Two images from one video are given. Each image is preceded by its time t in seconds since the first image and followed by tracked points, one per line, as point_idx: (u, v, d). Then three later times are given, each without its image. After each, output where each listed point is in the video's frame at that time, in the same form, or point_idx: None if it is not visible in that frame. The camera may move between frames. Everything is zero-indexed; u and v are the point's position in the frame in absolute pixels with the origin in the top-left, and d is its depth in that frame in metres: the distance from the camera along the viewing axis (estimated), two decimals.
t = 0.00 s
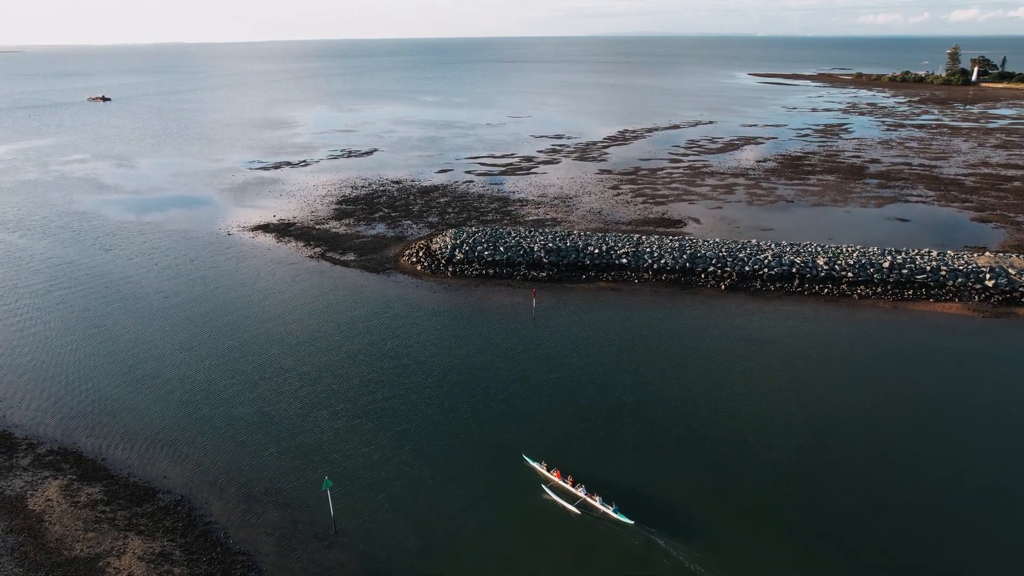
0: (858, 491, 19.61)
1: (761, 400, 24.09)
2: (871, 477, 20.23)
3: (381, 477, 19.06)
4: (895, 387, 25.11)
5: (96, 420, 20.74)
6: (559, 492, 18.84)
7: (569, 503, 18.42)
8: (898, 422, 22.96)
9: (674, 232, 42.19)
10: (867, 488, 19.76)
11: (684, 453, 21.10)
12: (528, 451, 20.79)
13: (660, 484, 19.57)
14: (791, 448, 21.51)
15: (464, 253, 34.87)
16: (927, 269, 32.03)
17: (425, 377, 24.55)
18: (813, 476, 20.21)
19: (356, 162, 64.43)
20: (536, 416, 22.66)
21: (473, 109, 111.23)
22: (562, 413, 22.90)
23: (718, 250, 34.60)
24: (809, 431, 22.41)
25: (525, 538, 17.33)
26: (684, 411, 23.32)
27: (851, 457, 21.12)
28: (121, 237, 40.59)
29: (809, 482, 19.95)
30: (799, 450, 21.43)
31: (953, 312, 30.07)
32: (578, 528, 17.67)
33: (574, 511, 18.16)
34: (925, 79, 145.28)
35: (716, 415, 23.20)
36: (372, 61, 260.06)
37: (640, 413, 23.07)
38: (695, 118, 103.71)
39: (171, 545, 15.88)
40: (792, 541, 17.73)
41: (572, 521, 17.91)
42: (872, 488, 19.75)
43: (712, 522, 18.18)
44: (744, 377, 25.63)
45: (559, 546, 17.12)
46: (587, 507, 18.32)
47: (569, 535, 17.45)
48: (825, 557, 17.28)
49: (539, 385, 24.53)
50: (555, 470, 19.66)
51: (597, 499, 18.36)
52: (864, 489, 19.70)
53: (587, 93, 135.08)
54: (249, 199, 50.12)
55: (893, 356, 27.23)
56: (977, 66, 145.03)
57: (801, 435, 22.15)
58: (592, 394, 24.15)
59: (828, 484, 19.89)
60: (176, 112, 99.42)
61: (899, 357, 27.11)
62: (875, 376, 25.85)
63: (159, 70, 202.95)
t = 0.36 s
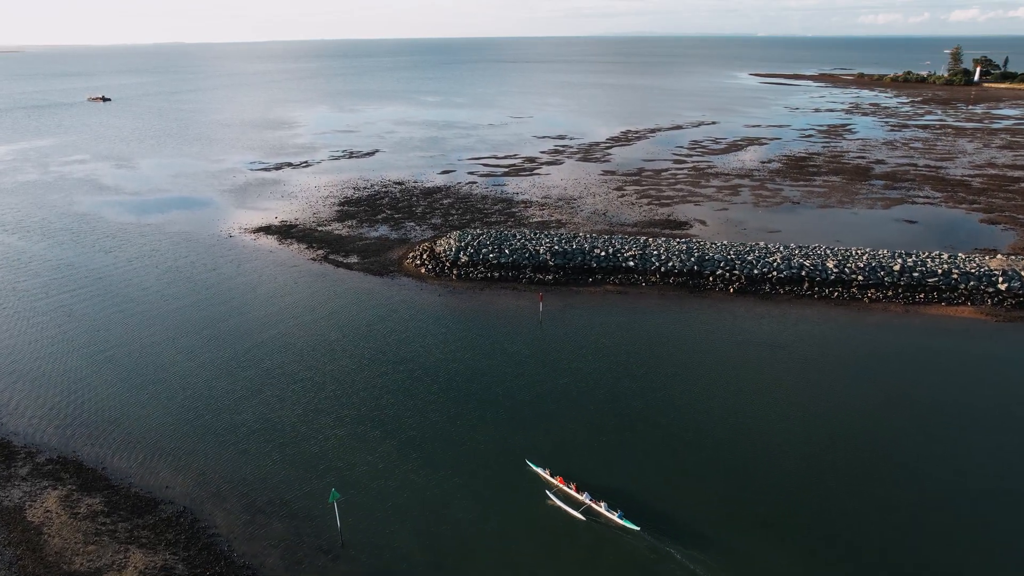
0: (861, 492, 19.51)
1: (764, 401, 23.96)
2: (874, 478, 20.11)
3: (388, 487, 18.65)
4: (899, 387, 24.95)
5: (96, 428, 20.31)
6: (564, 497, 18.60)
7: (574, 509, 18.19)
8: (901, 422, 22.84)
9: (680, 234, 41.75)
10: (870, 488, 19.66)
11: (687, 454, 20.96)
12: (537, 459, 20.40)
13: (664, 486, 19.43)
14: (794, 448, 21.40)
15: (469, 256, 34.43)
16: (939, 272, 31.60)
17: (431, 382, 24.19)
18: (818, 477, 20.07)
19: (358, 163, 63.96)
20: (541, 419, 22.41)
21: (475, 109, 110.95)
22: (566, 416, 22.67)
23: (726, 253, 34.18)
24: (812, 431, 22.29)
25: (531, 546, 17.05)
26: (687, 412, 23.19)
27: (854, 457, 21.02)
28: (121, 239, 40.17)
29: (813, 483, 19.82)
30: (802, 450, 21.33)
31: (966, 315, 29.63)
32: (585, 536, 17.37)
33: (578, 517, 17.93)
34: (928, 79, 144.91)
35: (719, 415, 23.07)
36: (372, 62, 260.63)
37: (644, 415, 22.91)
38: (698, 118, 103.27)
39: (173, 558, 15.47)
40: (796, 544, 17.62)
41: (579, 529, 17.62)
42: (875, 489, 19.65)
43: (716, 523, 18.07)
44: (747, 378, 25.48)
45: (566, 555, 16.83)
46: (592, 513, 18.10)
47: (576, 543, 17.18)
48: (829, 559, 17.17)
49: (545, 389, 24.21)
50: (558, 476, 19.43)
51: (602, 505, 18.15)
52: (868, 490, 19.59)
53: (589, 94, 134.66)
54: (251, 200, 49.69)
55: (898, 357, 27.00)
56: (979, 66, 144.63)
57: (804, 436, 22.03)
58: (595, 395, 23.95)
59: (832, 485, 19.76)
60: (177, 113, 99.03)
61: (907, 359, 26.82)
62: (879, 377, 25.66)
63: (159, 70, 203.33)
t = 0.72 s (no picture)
0: (863, 493, 19.37)
1: (764, 402, 23.83)
2: (874, 478, 20.01)
3: (393, 496, 18.28)
4: (903, 389, 24.77)
5: (96, 436, 19.91)
6: (568, 503, 18.29)
7: (578, 514, 17.87)
8: (901, 423, 22.71)
9: (686, 236, 41.33)
10: (872, 489, 19.52)
11: (687, 455, 20.84)
12: (546, 467, 20.00)
13: (665, 487, 19.30)
14: (795, 449, 21.24)
15: (473, 259, 34.04)
16: (950, 275, 31.18)
17: (437, 387, 23.86)
18: (819, 478, 19.95)
19: (360, 165, 63.51)
20: (544, 423, 22.15)
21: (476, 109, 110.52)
22: (569, 419, 22.43)
23: (734, 255, 33.77)
24: (812, 432, 22.15)
25: (536, 553, 16.74)
26: (687, 414, 23.04)
27: (855, 457, 20.91)
28: (121, 241, 39.74)
29: (815, 483, 19.69)
30: (803, 451, 21.20)
31: (979, 319, 29.20)
32: (590, 542, 17.06)
33: (583, 522, 17.62)
34: (930, 79, 144.53)
35: (718, 416, 22.96)
36: (372, 62, 260.23)
37: (645, 416, 22.76)
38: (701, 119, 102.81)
39: (175, 573, 15.07)
40: (798, 544, 17.49)
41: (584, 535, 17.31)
42: (877, 489, 19.52)
43: (717, 525, 17.94)
44: (748, 379, 25.33)
45: (571, 562, 16.54)
46: (596, 518, 17.79)
47: (581, 550, 16.86)
48: (830, 559, 17.06)
49: (549, 393, 23.94)
50: (562, 481, 19.13)
51: (606, 510, 17.86)
52: (870, 491, 19.44)
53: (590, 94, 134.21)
54: (252, 201, 49.29)
55: (902, 359, 26.77)
56: (982, 67, 144.27)
57: (804, 436, 21.92)
58: (597, 397, 23.78)
59: (834, 486, 19.63)
60: (177, 113, 98.60)
61: (915, 362, 26.50)
62: (881, 379, 25.50)
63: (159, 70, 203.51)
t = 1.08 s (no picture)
0: (866, 493, 19.16)
1: (768, 403, 23.64)
2: (875, 477, 19.87)
3: (400, 505, 17.92)
4: (908, 391, 24.51)
5: (97, 444, 19.50)
6: (571, 509, 17.99)
7: (581, 520, 17.60)
8: (905, 424, 22.49)
9: (693, 238, 40.91)
10: (874, 488, 19.36)
11: (690, 456, 20.64)
12: (555, 475, 19.60)
13: (668, 489, 19.11)
14: (799, 450, 21.04)
15: (478, 261, 33.63)
16: (962, 278, 30.77)
17: (442, 391, 23.53)
18: (823, 479, 19.73)
19: (362, 166, 63.07)
20: (548, 426, 21.89)
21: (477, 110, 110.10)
22: (572, 422, 22.20)
23: (742, 258, 33.37)
24: (816, 433, 21.94)
25: (541, 560, 16.46)
26: (691, 415, 22.83)
27: (856, 457, 20.77)
28: (122, 243, 39.34)
29: (819, 484, 19.49)
30: (807, 451, 21.00)
31: (992, 323, 28.77)
32: (596, 550, 16.81)
33: (588, 529, 17.36)
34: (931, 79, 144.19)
35: (718, 415, 22.84)
36: (371, 63, 261.48)
37: (648, 418, 22.54)
38: (703, 119, 102.42)
39: None
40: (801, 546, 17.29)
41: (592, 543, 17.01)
42: (878, 488, 19.37)
43: (719, 526, 17.74)
44: (752, 381, 25.10)
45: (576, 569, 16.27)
46: (601, 525, 17.52)
47: (586, 558, 16.58)
48: (833, 561, 16.86)
49: (554, 396, 23.66)
50: (565, 486, 18.84)
51: (610, 516, 17.58)
52: (874, 492, 19.23)
53: (591, 94, 133.75)
54: (253, 202, 48.91)
55: (910, 362, 26.46)
56: (983, 67, 143.89)
57: (807, 437, 21.70)
58: (601, 400, 23.53)
59: (837, 486, 19.43)
60: (177, 113, 98.17)
61: (925, 365, 26.17)
62: (887, 380, 25.24)
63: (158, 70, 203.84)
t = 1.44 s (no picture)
0: (868, 496, 19.17)
1: (772, 405, 23.62)
2: (875, 477, 20.00)
3: (407, 513, 17.59)
4: (913, 393, 24.45)
5: (97, 452, 19.10)
6: (576, 515, 17.74)
7: (587, 527, 17.36)
8: (906, 425, 22.55)
9: (699, 240, 40.49)
10: (875, 489, 19.47)
11: (693, 458, 20.64)
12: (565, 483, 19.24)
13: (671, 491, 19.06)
14: (801, 453, 21.06)
15: (483, 264, 33.25)
16: (974, 281, 30.38)
17: (448, 396, 23.25)
18: (825, 482, 19.74)
19: (364, 167, 62.59)
20: (553, 429, 21.74)
21: (479, 110, 109.67)
22: (576, 423, 22.14)
23: (751, 261, 32.97)
24: (819, 435, 21.93)
25: (546, 567, 16.23)
26: (694, 416, 22.82)
27: (856, 456, 20.90)
28: (122, 245, 38.92)
29: (820, 487, 19.51)
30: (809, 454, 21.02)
31: (1006, 327, 28.36)
32: (602, 557, 16.59)
33: (593, 536, 17.10)
34: (934, 79, 143.71)
35: (719, 416, 22.90)
36: (372, 63, 261.07)
37: (652, 420, 22.50)
38: (705, 119, 102.00)
39: None
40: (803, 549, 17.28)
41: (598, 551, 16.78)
42: (879, 488, 19.48)
43: (721, 529, 17.73)
44: (756, 383, 25.05)
45: None
46: (607, 531, 17.26)
47: (593, 566, 16.32)
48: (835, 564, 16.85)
49: (560, 399, 23.47)
50: (568, 491, 18.56)
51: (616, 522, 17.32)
52: (876, 494, 19.25)
53: (593, 95, 133.29)
54: (255, 204, 48.49)
55: (921, 366, 26.15)
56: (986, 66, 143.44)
57: (810, 440, 21.71)
58: (604, 402, 23.42)
59: (840, 490, 19.43)
60: (177, 114, 97.78)
61: (936, 369, 25.85)
62: (892, 383, 25.11)
63: (158, 70, 203.52)
